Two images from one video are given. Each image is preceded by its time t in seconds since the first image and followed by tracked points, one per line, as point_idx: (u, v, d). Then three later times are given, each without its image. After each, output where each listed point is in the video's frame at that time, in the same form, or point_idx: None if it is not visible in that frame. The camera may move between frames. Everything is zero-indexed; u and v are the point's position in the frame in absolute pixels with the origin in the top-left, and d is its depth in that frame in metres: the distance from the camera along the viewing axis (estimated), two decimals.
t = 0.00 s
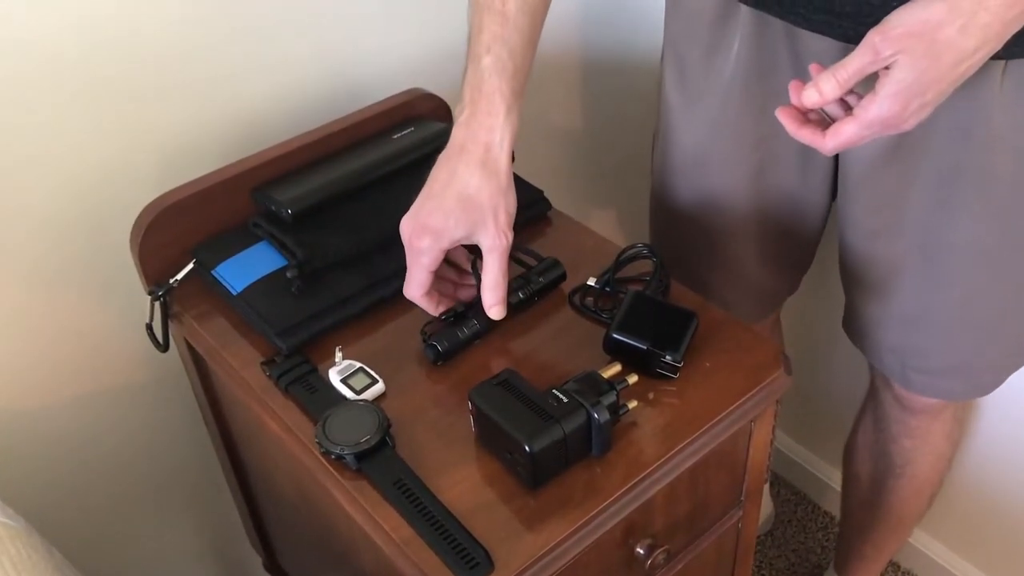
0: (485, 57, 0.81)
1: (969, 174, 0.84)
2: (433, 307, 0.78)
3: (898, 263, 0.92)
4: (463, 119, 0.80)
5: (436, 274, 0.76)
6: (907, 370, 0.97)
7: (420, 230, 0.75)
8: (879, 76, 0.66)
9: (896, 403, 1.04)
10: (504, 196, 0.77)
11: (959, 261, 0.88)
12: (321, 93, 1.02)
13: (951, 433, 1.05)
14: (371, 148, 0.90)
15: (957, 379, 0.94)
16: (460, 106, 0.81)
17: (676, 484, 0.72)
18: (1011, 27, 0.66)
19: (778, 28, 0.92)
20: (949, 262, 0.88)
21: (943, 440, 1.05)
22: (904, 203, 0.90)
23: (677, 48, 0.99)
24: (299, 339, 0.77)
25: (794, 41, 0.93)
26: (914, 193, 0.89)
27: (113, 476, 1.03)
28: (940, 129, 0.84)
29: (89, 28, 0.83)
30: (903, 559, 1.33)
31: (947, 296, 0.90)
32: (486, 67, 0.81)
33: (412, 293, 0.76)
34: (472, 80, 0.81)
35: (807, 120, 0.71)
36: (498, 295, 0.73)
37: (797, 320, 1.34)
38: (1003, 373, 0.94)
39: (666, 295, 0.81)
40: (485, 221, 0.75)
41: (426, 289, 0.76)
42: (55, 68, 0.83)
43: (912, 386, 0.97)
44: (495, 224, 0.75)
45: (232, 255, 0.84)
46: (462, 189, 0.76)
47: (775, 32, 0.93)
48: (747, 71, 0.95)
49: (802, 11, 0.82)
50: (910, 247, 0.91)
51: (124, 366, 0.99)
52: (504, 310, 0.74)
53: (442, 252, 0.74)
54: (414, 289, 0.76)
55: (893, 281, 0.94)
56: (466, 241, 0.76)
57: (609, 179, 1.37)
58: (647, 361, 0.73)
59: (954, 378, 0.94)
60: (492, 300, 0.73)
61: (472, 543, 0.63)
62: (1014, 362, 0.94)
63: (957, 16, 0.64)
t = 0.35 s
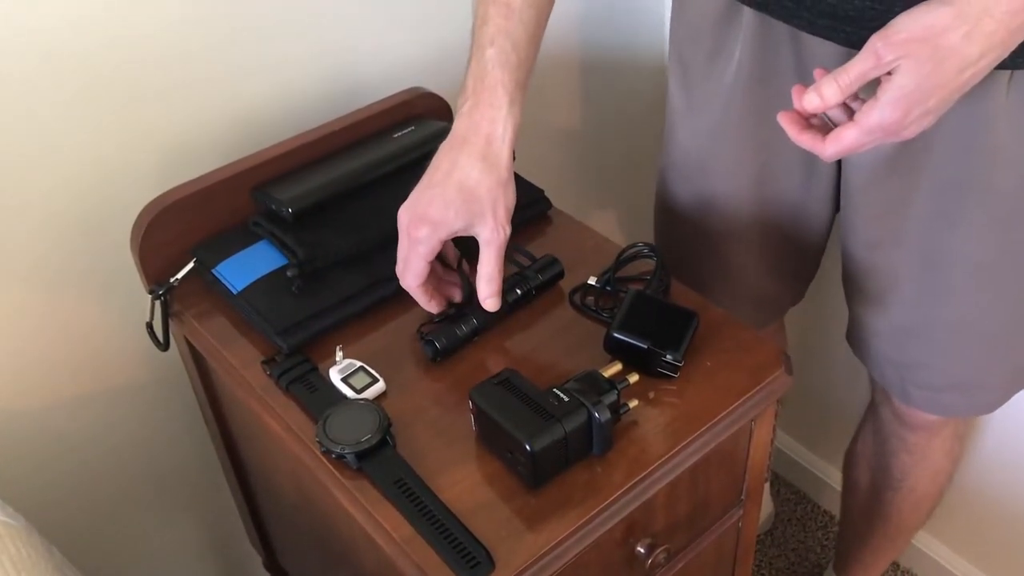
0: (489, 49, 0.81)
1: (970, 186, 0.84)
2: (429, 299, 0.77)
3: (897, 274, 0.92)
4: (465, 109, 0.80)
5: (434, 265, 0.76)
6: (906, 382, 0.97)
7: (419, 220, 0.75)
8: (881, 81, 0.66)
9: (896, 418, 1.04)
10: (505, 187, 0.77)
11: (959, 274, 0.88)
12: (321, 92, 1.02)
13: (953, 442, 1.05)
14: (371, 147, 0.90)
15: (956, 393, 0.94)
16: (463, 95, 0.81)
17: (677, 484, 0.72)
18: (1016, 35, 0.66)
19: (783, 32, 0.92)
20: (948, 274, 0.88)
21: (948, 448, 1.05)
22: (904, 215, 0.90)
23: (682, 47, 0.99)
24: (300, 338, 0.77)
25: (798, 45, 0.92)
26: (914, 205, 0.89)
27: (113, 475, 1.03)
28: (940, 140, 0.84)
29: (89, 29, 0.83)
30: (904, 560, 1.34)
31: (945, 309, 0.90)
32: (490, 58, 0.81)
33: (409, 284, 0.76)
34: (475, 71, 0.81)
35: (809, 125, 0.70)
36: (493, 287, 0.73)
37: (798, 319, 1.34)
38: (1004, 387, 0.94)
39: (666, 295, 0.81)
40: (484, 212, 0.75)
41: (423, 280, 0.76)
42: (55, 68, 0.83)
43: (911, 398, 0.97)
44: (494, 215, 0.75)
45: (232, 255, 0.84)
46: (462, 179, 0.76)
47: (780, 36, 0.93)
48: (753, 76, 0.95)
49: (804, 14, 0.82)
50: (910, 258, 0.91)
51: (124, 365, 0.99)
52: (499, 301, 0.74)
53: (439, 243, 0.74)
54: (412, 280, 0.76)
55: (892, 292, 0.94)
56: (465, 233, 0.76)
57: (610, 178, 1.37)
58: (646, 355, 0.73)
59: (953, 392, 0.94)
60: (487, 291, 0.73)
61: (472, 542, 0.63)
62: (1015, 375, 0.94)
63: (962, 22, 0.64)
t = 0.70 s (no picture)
0: (509, 15, 0.83)
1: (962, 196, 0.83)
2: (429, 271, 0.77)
3: (888, 279, 0.92)
4: (483, 75, 0.81)
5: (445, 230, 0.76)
6: (892, 388, 0.97)
7: (432, 185, 0.74)
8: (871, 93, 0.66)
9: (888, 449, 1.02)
10: (519, 155, 0.77)
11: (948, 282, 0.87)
12: (322, 91, 1.02)
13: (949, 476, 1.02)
14: (372, 146, 0.90)
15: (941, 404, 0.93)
16: (479, 62, 0.83)
17: (678, 483, 0.72)
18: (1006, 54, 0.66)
19: (779, 25, 0.92)
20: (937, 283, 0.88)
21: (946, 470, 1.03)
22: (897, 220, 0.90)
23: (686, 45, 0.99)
24: (301, 336, 0.77)
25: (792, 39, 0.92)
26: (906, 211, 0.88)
27: (114, 473, 1.03)
28: (933, 150, 0.83)
29: (88, 29, 0.83)
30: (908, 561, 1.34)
31: (933, 318, 0.89)
32: (509, 24, 0.83)
33: (419, 249, 0.76)
34: (494, 37, 0.83)
35: (806, 131, 0.71)
36: (503, 256, 0.74)
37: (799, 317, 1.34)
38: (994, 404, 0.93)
39: (668, 294, 0.81)
40: (498, 179, 0.75)
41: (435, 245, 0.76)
42: (55, 68, 0.83)
43: (897, 406, 0.97)
44: (507, 182, 0.76)
45: (233, 254, 0.84)
46: (477, 143, 0.76)
47: (775, 29, 0.92)
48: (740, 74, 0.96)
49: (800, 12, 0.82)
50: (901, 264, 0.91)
51: (125, 364, 0.99)
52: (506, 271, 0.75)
53: (452, 209, 0.74)
54: (423, 245, 0.76)
55: (879, 298, 0.94)
56: (477, 200, 0.76)
57: (611, 177, 1.37)
58: (649, 354, 0.73)
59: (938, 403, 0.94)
60: (495, 259, 0.73)
61: (474, 541, 0.63)
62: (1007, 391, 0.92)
63: (951, 39, 0.64)
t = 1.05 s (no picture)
0: None
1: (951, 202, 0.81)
2: (545, 91, 0.85)
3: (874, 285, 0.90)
4: None
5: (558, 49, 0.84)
6: (878, 393, 0.95)
7: None
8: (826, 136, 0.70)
9: (880, 437, 1.02)
10: None
11: (936, 288, 0.85)
12: (323, 89, 1.02)
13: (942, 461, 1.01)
14: (374, 144, 0.90)
15: (927, 407, 0.92)
16: None
17: (680, 480, 0.72)
18: (956, 98, 0.66)
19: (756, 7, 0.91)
20: (924, 289, 0.86)
21: (937, 465, 1.01)
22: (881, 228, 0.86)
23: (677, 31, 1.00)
24: (304, 334, 0.77)
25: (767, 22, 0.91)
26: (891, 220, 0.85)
27: (116, 471, 1.03)
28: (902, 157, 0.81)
29: (90, 29, 0.83)
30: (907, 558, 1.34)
31: (918, 323, 0.88)
32: None
33: (535, 65, 0.84)
34: None
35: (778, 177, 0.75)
36: (609, 67, 0.79)
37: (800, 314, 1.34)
38: (979, 402, 0.92)
39: (671, 291, 0.81)
40: None
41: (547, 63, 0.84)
42: (58, 65, 0.83)
43: (882, 410, 0.95)
44: None
45: (235, 250, 0.84)
46: None
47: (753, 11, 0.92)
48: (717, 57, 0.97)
49: (778, 2, 0.84)
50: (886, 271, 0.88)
51: (126, 362, 0.99)
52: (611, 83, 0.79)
53: (567, 19, 0.83)
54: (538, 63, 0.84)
55: (843, 287, 0.94)
56: (591, 13, 0.83)
57: (612, 174, 1.37)
58: (652, 356, 0.74)
59: (924, 406, 0.92)
60: (602, 73, 0.78)
61: (476, 538, 0.63)
62: (992, 388, 0.91)
63: (891, 81, 0.66)
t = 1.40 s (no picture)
0: None
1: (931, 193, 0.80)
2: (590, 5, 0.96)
3: (854, 278, 0.88)
4: None
5: None
6: (859, 385, 0.94)
7: None
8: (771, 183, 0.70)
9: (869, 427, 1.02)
10: None
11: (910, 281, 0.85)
12: (324, 88, 1.02)
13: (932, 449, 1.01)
14: (374, 143, 0.90)
15: (908, 397, 0.92)
16: None
17: (682, 477, 0.72)
18: (897, 139, 0.64)
19: None
20: (904, 280, 0.85)
21: (928, 456, 1.02)
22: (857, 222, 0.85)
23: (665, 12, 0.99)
24: (306, 332, 0.77)
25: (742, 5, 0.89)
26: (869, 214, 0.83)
27: (117, 470, 1.03)
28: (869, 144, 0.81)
29: (90, 29, 0.83)
30: (906, 555, 1.34)
31: (898, 314, 0.87)
32: None
33: None
34: None
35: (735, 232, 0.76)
36: None
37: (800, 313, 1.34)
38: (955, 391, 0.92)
39: (672, 289, 0.81)
40: None
41: None
42: (57, 65, 0.83)
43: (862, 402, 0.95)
44: None
45: (237, 249, 0.84)
46: None
47: None
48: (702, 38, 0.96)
49: None
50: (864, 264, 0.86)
51: (128, 361, 0.99)
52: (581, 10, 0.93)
53: None
54: None
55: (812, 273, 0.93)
56: None
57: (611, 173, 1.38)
58: (649, 351, 0.74)
59: (904, 396, 0.92)
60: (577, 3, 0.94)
61: (479, 536, 0.63)
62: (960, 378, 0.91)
63: (833, 122, 0.65)
